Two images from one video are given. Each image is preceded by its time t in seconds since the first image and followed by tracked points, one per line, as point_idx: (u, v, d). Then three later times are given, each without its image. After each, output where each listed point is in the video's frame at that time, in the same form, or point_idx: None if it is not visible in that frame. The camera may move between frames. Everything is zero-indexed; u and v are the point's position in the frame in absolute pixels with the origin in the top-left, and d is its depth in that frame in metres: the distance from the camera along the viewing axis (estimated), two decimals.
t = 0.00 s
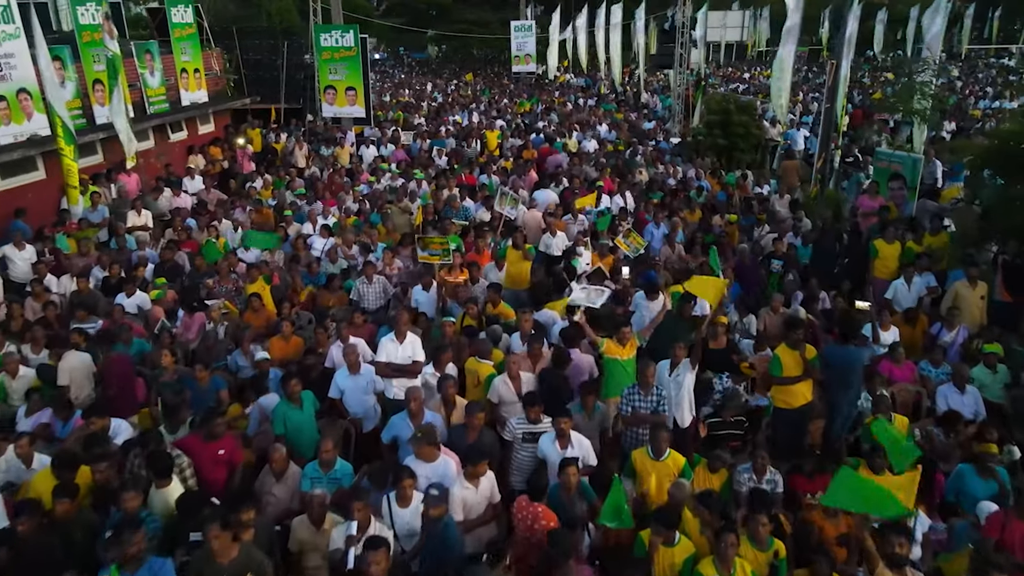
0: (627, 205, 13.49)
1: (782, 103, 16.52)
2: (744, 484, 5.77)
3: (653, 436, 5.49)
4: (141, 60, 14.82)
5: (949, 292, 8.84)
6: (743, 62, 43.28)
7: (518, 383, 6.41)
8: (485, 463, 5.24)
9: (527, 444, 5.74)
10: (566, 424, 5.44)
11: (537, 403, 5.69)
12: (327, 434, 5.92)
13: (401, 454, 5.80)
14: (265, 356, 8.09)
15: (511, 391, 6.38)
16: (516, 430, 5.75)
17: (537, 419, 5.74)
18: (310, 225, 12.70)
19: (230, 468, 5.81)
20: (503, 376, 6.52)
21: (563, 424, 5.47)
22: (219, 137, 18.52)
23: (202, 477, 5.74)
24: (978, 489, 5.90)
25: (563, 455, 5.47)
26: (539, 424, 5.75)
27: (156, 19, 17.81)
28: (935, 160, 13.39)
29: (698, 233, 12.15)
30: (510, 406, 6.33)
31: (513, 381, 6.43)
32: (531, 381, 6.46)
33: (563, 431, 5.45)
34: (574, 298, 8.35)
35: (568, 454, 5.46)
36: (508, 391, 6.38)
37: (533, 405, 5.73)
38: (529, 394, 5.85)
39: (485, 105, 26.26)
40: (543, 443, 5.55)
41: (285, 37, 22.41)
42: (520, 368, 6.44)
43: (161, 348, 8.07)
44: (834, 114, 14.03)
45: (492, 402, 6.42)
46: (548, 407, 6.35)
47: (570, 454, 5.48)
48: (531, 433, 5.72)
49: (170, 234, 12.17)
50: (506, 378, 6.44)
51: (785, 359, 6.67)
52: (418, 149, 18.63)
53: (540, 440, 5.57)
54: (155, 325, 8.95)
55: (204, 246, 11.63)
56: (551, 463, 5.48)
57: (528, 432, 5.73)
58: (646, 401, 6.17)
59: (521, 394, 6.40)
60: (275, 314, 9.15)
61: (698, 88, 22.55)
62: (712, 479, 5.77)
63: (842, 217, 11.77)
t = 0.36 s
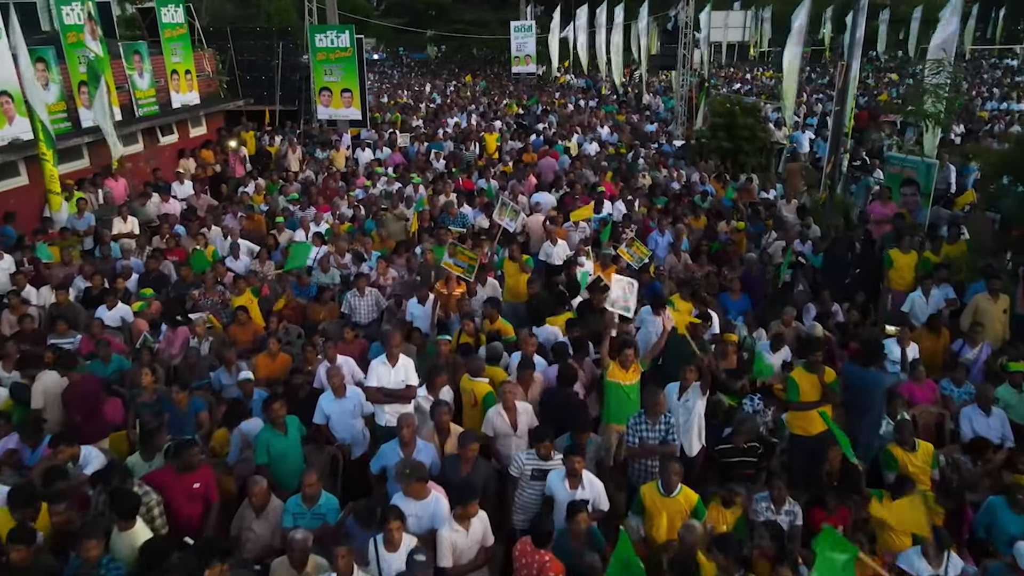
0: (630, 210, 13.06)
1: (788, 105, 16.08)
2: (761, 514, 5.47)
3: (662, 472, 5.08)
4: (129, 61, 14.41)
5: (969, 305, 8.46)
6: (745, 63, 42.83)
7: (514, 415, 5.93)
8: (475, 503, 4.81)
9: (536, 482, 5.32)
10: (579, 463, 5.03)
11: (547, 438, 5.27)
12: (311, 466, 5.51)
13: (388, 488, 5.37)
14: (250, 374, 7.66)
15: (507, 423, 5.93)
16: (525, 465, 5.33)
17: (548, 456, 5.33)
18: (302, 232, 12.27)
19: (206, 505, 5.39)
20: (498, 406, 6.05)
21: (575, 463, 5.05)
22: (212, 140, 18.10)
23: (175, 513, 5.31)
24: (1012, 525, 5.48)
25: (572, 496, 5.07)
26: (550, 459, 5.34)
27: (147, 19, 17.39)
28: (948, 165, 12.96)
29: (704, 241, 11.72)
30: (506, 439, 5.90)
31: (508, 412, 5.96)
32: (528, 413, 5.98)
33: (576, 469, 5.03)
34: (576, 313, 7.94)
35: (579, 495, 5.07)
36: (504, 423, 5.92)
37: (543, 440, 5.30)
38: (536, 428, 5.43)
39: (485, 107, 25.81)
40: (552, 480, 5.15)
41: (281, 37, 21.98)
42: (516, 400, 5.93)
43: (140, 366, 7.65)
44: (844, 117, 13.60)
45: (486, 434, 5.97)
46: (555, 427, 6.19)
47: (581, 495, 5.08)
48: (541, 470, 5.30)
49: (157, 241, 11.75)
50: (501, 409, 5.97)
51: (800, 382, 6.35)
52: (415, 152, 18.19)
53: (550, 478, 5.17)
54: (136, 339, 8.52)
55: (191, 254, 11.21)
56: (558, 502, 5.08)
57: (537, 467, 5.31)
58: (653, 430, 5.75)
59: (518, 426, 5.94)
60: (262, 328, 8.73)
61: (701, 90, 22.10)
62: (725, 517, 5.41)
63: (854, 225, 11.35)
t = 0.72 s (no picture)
0: (632, 216, 12.70)
1: (794, 107, 15.72)
2: (775, 545, 5.13)
3: (671, 505, 4.74)
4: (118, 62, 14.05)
5: (988, 317, 8.12)
6: (747, 64, 42.46)
7: (523, 445, 5.60)
8: (470, 541, 4.46)
9: (534, 521, 5.02)
10: (597, 501, 4.72)
11: (549, 476, 4.92)
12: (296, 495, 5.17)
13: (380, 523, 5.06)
14: (237, 390, 7.33)
15: (515, 454, 5.59)
16: (523, 504, 5.02)
17: (548, 493, 5.02)
18: (295, 239, 11.92)
19: (183, 538, 5.06)
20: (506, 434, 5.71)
21: (593, 500, 4.74)
22: (206, 142, 17.75)
23: (150, 547, 4.98)
24: None
25: (589, 536, 4.75)
26: (550, 497, 5.04)
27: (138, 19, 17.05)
28: (960, 169, 12.60)
29: (709, 249, 11.37)
30: (514, 471, 5.56)
31: (517, 442, 5.62)
32: (538, 443, 5.65)
33: (594, 507, 4.72)
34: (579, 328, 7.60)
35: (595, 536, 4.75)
36: (512, 453, 5.59)
37: (544, 478, 4.97)
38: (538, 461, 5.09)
39: (484, 108, 25.44)
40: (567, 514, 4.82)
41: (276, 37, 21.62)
42: (527, 429, 5.59)
43: (122, 382, 7.31)
44: (852, 120, 13.26)
45: (493, 464, 5.64)
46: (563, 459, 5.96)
47: (598, 536, 4.76)
48: (541, 509, 5.00)
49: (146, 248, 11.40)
50: (509, 438, 5.62)
51: (816, 406, 5.82)
52: (413, 155, 17.86)
53: (564, 514, 4.82)
54: (120, 352, 8.19)
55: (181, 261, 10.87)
56: (572, 541, 4.75)
57: (536, 507, 5.01)
58: (662, 459, 5.48)
59: (525, 457, 5.59)
60: (251, 341, 8.39)
61: (704, 91, 21.74)
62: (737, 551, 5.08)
63: (865, 232, 11.00)
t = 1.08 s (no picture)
0: (636, 221, 12.35)
1: (800, 110, 15.37)
2: None
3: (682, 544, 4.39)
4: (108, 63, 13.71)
5: (1010, 331, 7.76)
6: (748, 64, 42.09)
7: (533, 478, 5.24)
8: None
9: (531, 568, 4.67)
10: (609, 544, 4.38)
11: (542, 521, 4.57)
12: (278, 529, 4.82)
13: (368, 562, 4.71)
14: (222, 409, 6.97)
15: (526, 487, 5.23)
16: (515, 551, 4.66)
17: (541, 537, 4.66)
18: (288, 246, 11.57)
19: None
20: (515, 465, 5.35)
21: (604, 544, 4.39)
22: (199, 145, 17.41)
23: None
24: None
25: None
26: (544, 542, 4.68)
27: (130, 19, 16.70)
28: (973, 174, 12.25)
29: (715, 256, 11.03)
30: (521, 506, 5.21)
31: (527, 474, 5.25)
32: (549, 476, 5.29)
33: (605, 552, 4.37)
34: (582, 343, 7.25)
35: None
36: (522, 487, 5.23)
37: (536, 523, 4.60)
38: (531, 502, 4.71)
39: (484, 110, 25.08)
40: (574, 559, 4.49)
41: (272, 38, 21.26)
42: (539, 461, 5.23)
43: (102, 401, 6.96)
44: (861, 124, 12.92)
45: (502, 498, 5.29)
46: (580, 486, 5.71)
47: None
48: (534, 556, 4.66)
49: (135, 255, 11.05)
50: (519, 470, 5.26)
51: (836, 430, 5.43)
52: (411, 158, 17.51)
53: (574, 557, 4.49)
54: (103, 367, 7.85)
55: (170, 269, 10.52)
56: None
57: (530, 552, 4.66)
58: (673, 492, 5.08)
59: (536, 489, 5.24)
60: (239, 355, 8.04)
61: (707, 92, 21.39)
62: None
63: (876, 239, 10.65)
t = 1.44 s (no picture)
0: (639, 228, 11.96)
1: (807, 113, 14.97)
2: None
3: None
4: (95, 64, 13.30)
5: None
6: (751, 65, 41.67)
7: (524, 523, 4.84)
8: None
9: None
10: None
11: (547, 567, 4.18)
12: None
13: None
14: (203, 433, 6.59)
15: (516, 534, 4.83)
16: None
17: None
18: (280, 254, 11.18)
19: None
20: (504, 508, 4.94)
21: None
22: (192, 149, 17.02)
23: None
24: None
25: None
26: None
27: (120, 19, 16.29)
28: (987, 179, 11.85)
29: (721, 266, 10.63)
30: (514, 555, 4.82)
31: (517, 519, 4.85)
32: (542, 518, 4.90)
33: None
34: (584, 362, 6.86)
35: None
36: (512, 534, 4.83)
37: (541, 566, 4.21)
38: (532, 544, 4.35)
39: (483, 111, 24.67)
40: None
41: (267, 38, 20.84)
42: (528, 504, 4.81)
43: (77, 425, 6.57)
44: (871, 127, 12.51)
45: (492, 546, 4.90)
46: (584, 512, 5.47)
47: None
48: None
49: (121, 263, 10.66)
50: (508, 515, 4.86)
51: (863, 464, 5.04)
52: (408, 161, 17.12)
53: None
54: (80, 386, 7.47)
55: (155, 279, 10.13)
56: None
57: None
58: (686, 537, 4.73)
59: (527, 536, 4.84)
60: (224, 373, 7.65)
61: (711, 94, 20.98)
62: None
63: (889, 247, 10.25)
